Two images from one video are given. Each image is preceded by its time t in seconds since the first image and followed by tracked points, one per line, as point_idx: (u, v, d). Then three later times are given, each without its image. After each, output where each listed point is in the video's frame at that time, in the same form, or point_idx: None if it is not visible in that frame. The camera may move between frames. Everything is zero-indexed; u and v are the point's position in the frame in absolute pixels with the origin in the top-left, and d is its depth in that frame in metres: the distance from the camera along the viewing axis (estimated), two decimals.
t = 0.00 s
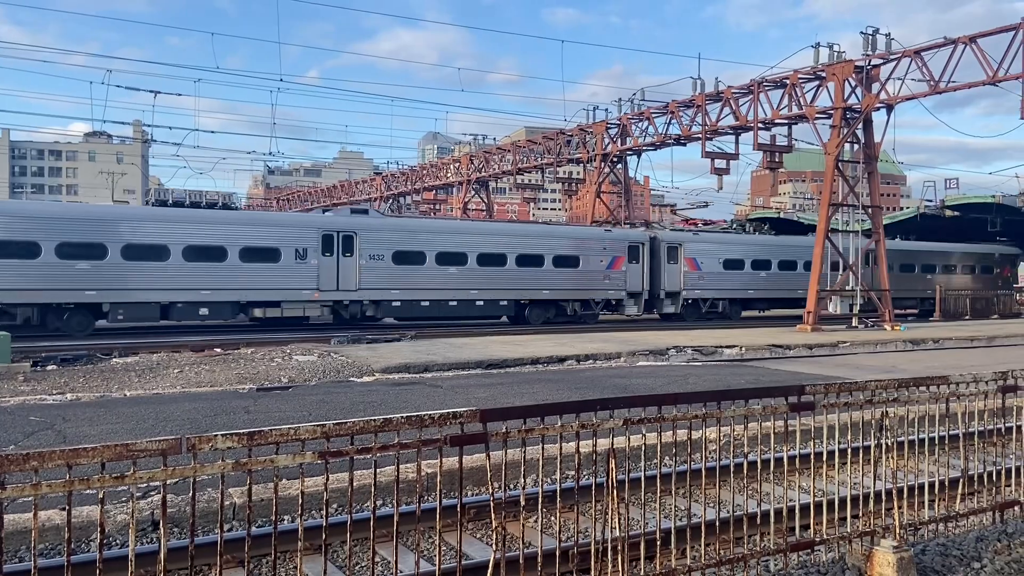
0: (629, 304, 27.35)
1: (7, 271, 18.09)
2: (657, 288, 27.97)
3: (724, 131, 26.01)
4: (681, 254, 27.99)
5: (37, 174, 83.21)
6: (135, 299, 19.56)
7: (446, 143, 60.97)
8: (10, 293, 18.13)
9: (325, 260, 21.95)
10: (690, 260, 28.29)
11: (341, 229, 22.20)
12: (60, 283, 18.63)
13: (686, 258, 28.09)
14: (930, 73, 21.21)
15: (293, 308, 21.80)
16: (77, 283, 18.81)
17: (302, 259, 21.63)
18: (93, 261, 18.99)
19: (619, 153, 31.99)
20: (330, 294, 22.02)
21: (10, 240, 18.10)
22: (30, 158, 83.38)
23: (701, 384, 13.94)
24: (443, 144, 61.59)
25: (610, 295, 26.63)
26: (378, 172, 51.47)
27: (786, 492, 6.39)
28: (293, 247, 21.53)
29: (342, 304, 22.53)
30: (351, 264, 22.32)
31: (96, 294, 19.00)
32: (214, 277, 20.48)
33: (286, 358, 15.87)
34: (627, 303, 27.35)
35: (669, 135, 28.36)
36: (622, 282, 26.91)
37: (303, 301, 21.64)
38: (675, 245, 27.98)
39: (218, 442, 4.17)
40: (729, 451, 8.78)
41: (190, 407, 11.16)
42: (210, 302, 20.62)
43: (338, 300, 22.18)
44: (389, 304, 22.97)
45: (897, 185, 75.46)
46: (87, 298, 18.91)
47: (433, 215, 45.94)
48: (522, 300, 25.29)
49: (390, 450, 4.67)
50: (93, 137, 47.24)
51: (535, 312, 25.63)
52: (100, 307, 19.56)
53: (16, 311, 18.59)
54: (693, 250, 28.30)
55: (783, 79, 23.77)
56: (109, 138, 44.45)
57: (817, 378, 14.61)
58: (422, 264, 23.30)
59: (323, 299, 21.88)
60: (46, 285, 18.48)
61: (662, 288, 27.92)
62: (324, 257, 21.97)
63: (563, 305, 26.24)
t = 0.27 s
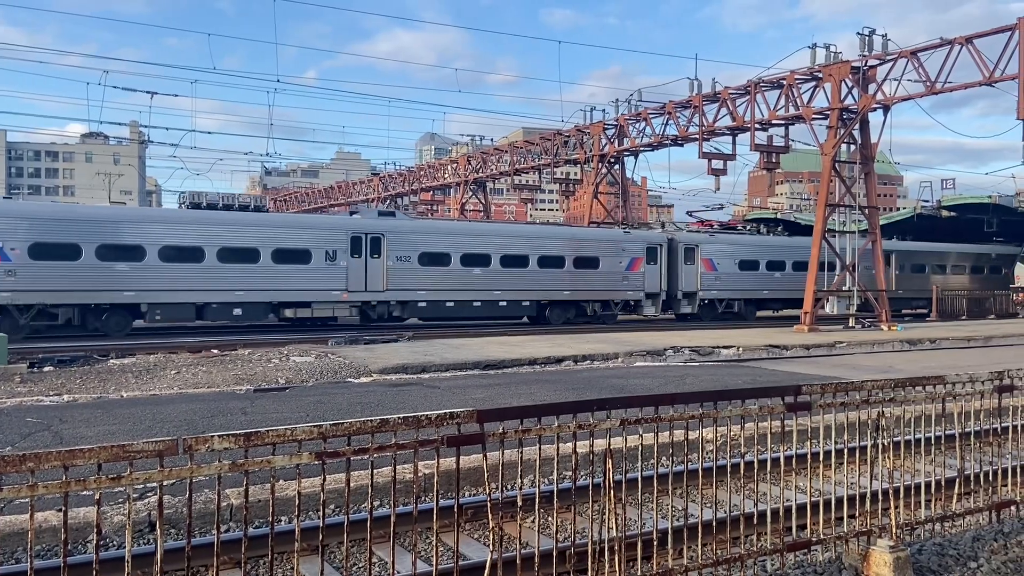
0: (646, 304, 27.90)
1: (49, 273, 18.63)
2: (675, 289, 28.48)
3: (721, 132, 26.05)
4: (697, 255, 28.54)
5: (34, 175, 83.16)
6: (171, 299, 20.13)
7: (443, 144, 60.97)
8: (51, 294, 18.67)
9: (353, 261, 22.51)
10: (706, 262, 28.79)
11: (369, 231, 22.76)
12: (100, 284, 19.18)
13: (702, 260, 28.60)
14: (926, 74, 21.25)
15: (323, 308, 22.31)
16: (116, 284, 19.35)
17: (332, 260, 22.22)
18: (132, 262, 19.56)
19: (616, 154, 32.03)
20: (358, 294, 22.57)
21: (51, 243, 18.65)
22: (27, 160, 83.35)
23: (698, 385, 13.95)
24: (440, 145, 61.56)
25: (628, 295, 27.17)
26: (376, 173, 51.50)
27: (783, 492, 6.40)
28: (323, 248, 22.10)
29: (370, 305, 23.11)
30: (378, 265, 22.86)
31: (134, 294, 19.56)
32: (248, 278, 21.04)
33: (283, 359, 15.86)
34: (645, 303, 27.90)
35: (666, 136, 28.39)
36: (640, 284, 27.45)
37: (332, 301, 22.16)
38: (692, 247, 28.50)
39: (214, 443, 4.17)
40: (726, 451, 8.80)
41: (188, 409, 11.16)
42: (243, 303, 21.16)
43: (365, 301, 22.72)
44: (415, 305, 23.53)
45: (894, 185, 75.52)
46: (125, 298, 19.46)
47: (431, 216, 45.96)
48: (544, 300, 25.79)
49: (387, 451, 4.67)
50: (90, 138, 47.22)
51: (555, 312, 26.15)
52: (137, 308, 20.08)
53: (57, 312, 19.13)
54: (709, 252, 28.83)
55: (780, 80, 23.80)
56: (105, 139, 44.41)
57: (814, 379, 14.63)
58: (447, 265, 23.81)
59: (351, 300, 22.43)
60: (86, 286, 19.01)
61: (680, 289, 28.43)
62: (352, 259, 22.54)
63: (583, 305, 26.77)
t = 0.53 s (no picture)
0: (664, 305, 28.46)
1: (88, 275, 19.29)
2: (691, 289, 29.01)
3: (718, 133, 26.08)
4: (714, 257, 29.08)
5: (32, 177, 83.08)
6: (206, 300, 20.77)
7: (441, 145, 60.94)
8: (90, 295, 19.33)
9: (380, 263, 23.09)
10: (721, 263, 29.34)
11: (396, 234, 23.32)
12: (137, 285, 19.82)
13: (718, 262, 29.17)
14: (923, 76, 21.29)
15: (351, 309, 22.95)
16: (152, 286, 19.99)
17: (360, 262, 22.81)
18: (168, 265, 20.20)
19: (614, 155, 32.06)
20: (385, 296, 23.19)
21: (91, 245, 19.31)
22: (25, 161, 83.28)
23: (696, 386, 13.97)
24: (438, 146, 61.54)
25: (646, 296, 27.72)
26: (374, 174, 51.50)
27: (781, 493, 6.40)
28: (351, 251, 22.70)
29: (397, 306, 23.74)
30: (405, 266, 23.44)
31: (169, 296, 20.21)
32: (279, 279, 21.65)
33: (281, 360, 15.85)
34: (662, 304, 28.47)
35: (664, 137, 28.43)
36: (658, 285, 28.00)
37: (359, 302, 22.76)
38: (708, 249, 29.04)
39: (212, 445, 4.17)
40: (723, 452, 8.81)
41: (185, 410, 11.16)
42: (274, 304, 21.77)
43: (391, 302, 23.34)
44: (439, 305, 24.13)
45: (891, 186, 75.61)
46: (161, 299, 20.10)
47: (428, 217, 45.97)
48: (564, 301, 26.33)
49: (385, 452, 4.67)
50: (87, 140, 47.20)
51: (576, 313, 26.70)
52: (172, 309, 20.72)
53: (96, 312, 19.83)
54: (725, 253, 29.36)
55: (777, 81, 23.82)
56: (102, 140, 44.40)
57: (811, 379, 14.65)
58: (471, 267, 24.41)
59: (379, 301, 23.05)
60: (123, 287, 19.67)
61: (696, 290, 28.94)
62: (380, 260, 23.12)
63: (603, 306, 27.35)
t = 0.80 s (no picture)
0: (680, 306, 28.79)
1: (126, 276, 19.84)
2: (707, 291, 29.32)
3: (716, 134, 26.11)
4: (729, 258, 29.44)
5: (29, 178, 83.03)
6: (237, 301, 21.31)
7: (439, 146, 60.95)
8: (127, 296, 19.85)
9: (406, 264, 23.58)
10: (737, 264, 29.72)
11: (420, 236, 23.84)
12: (171, 286, 20.36)
13: (733, 263, 29.53)
14: (920, 77, 21.32)
15: (377, 309, 23.46)
16: (187, 287, 20.52)
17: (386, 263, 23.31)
18: (202, 266, 20.75)
19: (612, 156, 32.08)
20: (410, 297, 23.69)
21: (128, 247, 19.86)
22: (22, 162, 83.21)
23: (694, 387, 13.98)
24: (436, 146, 61.53)
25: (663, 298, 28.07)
26: (372, 175, 51.51)
27: (779, 494, 6.41)
28: (377, 252, 23.20)
29: (421, 307, 24.23)
30: (429, 268, 23.94)
31: (203, 296, 20.75)
32: (308, 280, 22.18)
33: (279, 361, 15.84)
34: (679, 306, 28.78)
35: (662, 138, 28.45)
36: (675, 286, 28.31)
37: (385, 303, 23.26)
38: (724, 250, 29.41)
39: (210, 446, 4.16)
40: (721, 453, 8.83)
41: (183, 411, 11.15)
42: (304, 304, 22.30)
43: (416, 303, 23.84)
44: (463, 306, 24.61)
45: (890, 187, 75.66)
46: (195, 300, 20.63)
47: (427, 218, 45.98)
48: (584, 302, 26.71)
49: (383, 454, 4.66)
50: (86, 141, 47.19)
51: (593, 314, 27.09)
52: (204, 309, 21.25)
53: (133, 313, 20.32)
54: (740, 255, 29.76)
55: (775, 83, 23.85)
56: (99, 141, 44.30)
57: (809, 380, 14.67)
58: (494, 269, 24.88)
59: (405, 303, 23.55)
60: (159, 288, 20.20)
61: (712, 291, 29.26)
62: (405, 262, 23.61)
63: (621, 307, 27.63)
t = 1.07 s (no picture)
0: (697, 307, 29.16)
1: (161, 277, 20.22)
2: (723, 292, 29.69)
3: (715, 135, 26.12)
4: (745, 260, 29.82)
5: (28, 178, 83.03)
6: (269, 301, 21.67)
7: (438, 147, 60.96)
8: (163, 296, 20.24)
9: (430, 265, 23.97)
10: (752, 266, 30.10)
11: (444, 237, 24.24)
12: (201, 287, 20.67)
13: (748, 265, 29.91)
14: (919, 78, 21.34)
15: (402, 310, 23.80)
16: (221, 287, 20.90)
17: (411, 264, 23.69)
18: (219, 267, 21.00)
19: (611, 157, 32.09)
20: (435, 298, 24.05)
21: (164, 249, 20.25)
22: (21, 163, 83.22)
23: (693, 388, 13.98)
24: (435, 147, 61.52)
25: (679, 299, 28.42)
26: (371, 176, 51.52)
27: (778, 495, 6.41)
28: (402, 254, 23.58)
29: (444, 307, 24.56)
30: (452, 269, 24.30)
31: (236, 297, 21.13)
32: (335, 280, 22.55)
33: (277, 362, 15.83)
34: (695, 306, 29.16)
35: (661, 139, 28.48)
36: (691, 287, 28.66)
37: (410, 304, 23.62)
38: (739, 252, 29.80)
39: (209, 447, 4.16)
40: (720, 454, 8.83)
41: (182, 412, 11.15)
42: (332, 305, 22.67)
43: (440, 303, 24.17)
44: (485, 307, 24.95)
45: (889, 189, 75.71)
46: (229, 301, 21.02)
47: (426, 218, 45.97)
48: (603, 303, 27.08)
49: (382, 454, 4.66)
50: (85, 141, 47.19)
51: (612, 314, 27.41)
52: (237, 310, 21.62)
53: (168, 313, 20.63)
54: (755, 257, 30.16)
55: (774, 84, 23.87)
56: (98, 142, 44.28)
57: (808, 381, 14.68)
58: (516, 270, 25.24)
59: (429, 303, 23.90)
60: (193, 289, 20.59)
61: (728, 293, 29.63)
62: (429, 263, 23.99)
63: (638, 308, 27.99)
